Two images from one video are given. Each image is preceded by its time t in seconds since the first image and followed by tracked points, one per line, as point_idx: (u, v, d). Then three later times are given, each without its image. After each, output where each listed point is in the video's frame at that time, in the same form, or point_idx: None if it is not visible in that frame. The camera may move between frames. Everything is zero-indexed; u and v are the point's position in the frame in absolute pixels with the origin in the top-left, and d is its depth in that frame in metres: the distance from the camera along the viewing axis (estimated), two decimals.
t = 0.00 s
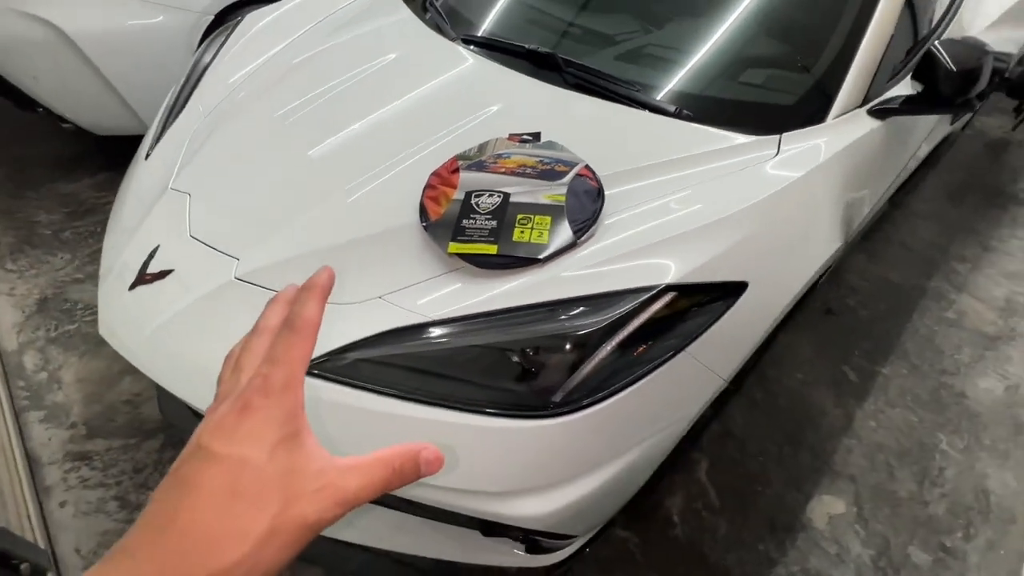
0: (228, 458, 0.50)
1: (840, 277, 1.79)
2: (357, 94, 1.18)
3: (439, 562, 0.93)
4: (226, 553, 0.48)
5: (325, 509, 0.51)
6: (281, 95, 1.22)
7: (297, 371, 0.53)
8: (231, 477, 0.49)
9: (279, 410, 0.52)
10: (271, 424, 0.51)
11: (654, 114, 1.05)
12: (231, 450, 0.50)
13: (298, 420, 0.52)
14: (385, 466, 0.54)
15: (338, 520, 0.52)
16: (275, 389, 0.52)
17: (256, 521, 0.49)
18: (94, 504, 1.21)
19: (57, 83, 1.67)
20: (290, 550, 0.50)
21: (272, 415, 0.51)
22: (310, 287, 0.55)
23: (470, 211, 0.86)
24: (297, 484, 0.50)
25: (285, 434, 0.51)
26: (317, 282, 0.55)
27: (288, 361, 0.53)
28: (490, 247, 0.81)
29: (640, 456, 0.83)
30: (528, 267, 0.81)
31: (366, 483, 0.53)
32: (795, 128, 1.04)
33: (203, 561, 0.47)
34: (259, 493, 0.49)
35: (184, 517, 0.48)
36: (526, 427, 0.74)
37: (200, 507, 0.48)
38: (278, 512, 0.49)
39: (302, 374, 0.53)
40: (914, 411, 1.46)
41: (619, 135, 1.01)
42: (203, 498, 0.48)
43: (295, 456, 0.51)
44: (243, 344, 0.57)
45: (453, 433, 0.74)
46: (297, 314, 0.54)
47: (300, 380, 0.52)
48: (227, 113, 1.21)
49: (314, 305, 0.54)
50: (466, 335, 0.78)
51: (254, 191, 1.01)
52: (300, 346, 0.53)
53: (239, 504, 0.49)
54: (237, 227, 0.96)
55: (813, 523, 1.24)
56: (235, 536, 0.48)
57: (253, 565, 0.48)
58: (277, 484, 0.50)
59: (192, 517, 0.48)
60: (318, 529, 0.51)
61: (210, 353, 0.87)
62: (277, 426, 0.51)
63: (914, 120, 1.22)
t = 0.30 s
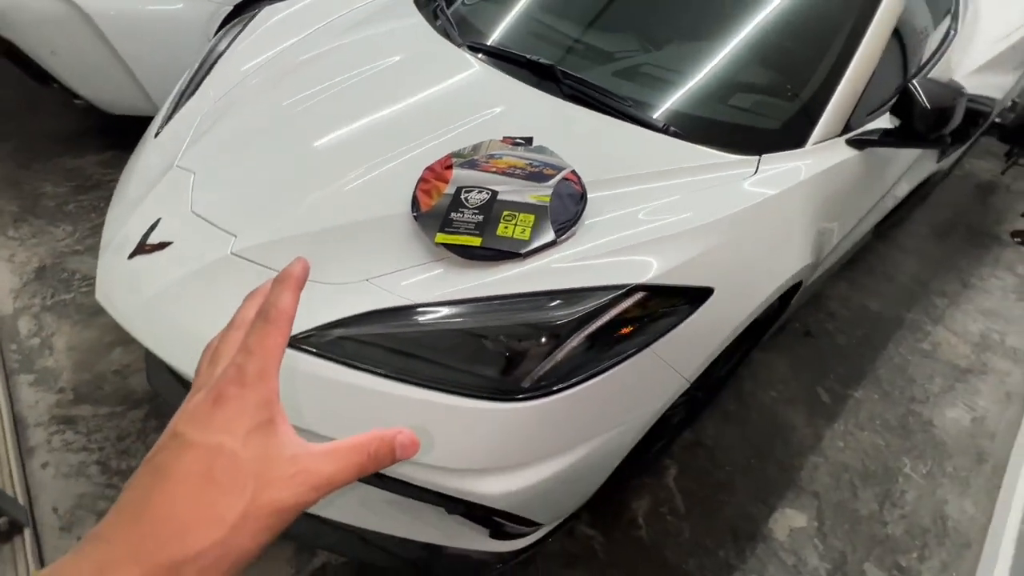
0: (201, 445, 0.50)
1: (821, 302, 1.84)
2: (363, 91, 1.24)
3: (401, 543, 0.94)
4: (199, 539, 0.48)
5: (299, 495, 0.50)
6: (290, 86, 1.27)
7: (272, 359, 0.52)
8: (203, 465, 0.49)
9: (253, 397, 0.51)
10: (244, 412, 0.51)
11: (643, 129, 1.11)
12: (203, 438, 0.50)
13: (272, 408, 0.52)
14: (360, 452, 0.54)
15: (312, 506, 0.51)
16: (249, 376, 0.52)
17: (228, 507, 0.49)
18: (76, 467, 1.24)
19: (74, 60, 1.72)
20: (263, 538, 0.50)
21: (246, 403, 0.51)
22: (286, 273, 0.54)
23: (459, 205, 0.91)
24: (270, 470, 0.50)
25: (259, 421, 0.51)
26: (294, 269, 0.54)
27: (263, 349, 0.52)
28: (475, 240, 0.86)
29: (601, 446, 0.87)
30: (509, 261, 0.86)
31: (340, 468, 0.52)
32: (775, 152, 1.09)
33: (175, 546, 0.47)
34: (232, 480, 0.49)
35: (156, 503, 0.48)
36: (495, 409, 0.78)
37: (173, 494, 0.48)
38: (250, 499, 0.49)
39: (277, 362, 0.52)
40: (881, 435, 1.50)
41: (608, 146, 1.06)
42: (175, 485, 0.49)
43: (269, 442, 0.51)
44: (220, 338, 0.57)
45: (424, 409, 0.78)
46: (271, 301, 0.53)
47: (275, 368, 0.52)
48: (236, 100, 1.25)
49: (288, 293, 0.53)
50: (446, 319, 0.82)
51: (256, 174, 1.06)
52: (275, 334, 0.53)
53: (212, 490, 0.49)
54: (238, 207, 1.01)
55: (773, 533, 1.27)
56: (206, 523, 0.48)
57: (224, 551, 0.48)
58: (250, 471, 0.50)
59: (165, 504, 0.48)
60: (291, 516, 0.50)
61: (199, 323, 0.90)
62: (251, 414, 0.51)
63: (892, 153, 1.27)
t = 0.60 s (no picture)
0: (157, 426, 0.45)
1: (807, 319, 1.87)
2: (367, 85, 1.28)
3: (371, 522, 0.95)
4: (161, 528, 0.43)
5: (271, 473, 0.46)
6: (297, 77, 1.31)
7: (235, 329, 0.47)
8: (160, 448, 0.44)
9: (212, 371, 0.46)
10: (203, 388, 0.45)
11: (634, 136, 1.15)
12: (158, 418, 0.45)
13: (236, 382, 0.46)
14: (333, 420, 0.50)
15: (285, 484, 0.47)
16: (209, 348, 0.47)
17: (191, 493, 0.44)
18: (62, 434, 1.26)
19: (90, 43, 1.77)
20: (233, 523, 0.45)
21: (205, 377, 0.46)
22: (246, 233, 0.50)
23: (450, 196, 0.94)
24: (236, 449, 0.46)
25: (221, 397, 0.46)
26: (258, 229, 0.51)
27: (224, 316, 0.47)
28: (463, 229, 0.90)
29: (573, 433, 0.90)
30: (495, 250, 0.89)
31: (313, 440, 0.49)
32: (760, 164, 1.13)
33: (135, 536, 0.43)
34: (193, 463, 0.44)
35: (109, 492, 0.43)
36: (474, 389, 0.81)
37: (127, 481, 0.44)
38: (214, 482, 0.44)
39: (242, 331, 0.47)
40: (857, 450, 1.52)
41: (599, 149, 1.10)
42: (129, 470, 0.44)
43: (234, 419, 0.46)
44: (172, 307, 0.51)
45: (404, 387, 0.80)
46: (231, 263, 0.49)
47: (239, 339, 0.47)
48: (243, 88, 1.29)
49: (253, 257, 0.49)
50: (431, 303, 0.85)
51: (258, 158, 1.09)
52: (238, 300, 0.48)
53: (171, 474, 0.44)
54: (238, 187, 1.04)
55: (744, 539, 1.30)
56: (167, 511, 0.43)
57: (194, 538, 0.44)
58: (213, 452, 0.45)
59: (117, 491, 0.43)
60: (262, 496, 0.46)
61: (193, 296, 0.93)
62: (211, 389, 0.45)
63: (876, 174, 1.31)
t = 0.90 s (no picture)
0: (144, 457, 0.40)
1: (796, 336, 1.89)
2: (367, 95, 1.31)
3: (354, 522, 0.95)
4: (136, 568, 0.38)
5: (258, 502, 0.41)
6: (298, 85, 1.34)
7: (240, 356, 0.43)
8: (143, 478, 0.39)
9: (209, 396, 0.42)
10: (198, 413, 0.41)
11: (625, 150, 1.17)
12: (146, 446, 0.40)
13: (232, 406, 0.42)
14: (319, 440, 0.46)
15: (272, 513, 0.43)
16: (211, 374, 0.43)
17: (172, 527, 0.39)
18: (50, 428, 1.27)
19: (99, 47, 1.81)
20: (216, 559, 0.40)
21: (201, 403, 0.41)
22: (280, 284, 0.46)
23: (441, 202, 0.96)
24: (226, 476, 0.41)
25: (215, 423, 0.41)
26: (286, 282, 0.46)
27: (231, 347, 0.44)
28: (453, 235, 0.91)
29: (553, 437, 0.91)
30: (483, 257, 0.91)
31: (300, 462, 0.44)
32: (747, 181, 1.15)
33: None
34: (178, 493, 0.39)
35: (86, 528, 0.38)
36: (457, 391, 0.81)
37: (104, 514, 0.38)
38: (199, 513, 0.39)
39: (252, 361, 0.43)
40: (843, 467, 1.53)
41: (590, 162, 1.12)
42: (109, 503, 0.39)
43: (226, 445, 0.41)
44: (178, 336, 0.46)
45: (388, 387, 0.81)
46: (256, 310, 0.45)
47: (244, 367, 0.43)
48: (245, 93, 1.32)
49: (277, 301, 0.45)
50: (418, 305, 0.86)
51: (256, 161, 1.12)
52: (250, 333, 0.44)
53: (154, 505, 0.39)
54: (235, 188, 1.06)
55: (727, 552, 1.30)
56: (144, 547, 0.38)
57: None
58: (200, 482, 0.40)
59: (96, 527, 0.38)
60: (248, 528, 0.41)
61: (182, 291, 0.94)
62: (206, 415, 0.41)
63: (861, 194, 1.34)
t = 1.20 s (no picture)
0: (167, 449, 0.38)
1: (785, 355, 1.91)
2: (361, 116, 1.33)
3: (341, 540, 0.96)
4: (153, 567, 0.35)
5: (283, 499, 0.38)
6: (294, 107, 1.37)
7: (268, 346, 0.41)
8: (165, 472, 0.37)
9: (236, 386, 0.39)
10: (223, 403, 0.39)
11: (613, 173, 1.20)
12: (169, 440, 0.38)
13: (258, 397, 0.40)
14: (349, 438, 0.43)
15: (297, 515, 0.39)
16: (241, 365, 0.41)
17: (191, 524, 0.36)
18: (38, 445, 1.27)
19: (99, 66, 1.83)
20: (238, 560, 0.37)
21: (226, 393, 0.39)
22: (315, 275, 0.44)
23: (431, 222, 0.98)
24: (249, 470, 0.38)
25: (241, 414, 0.39)
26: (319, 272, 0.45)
27: (261, 338, 0.42)
28: (441, 255, 0.93)
29: (536, 456, 0.92)
30: (470, 276, 0.93)
31: (329, 460, 0.41)
32: (731, 203, 1.18)
33: None
34: (198, 488, 0.37)
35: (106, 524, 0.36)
36: (445, 410, 0.82)
37: (124, 510, 0.36)
38: (220, 509, 0.37)
39: (280, 351, 0.41)
40: (831, 485, 1.54)
41: (578, 184, 1.15)
42: (129, 498, 0.37)
43: (250, 438, 0.39)
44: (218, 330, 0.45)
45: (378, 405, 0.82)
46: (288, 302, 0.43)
47: (273, 357, 0.41)
48: (241, 114, 1.35)
49: (310, 292, 0.43)
50: (405, 324, 0.87)
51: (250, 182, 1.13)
52: (282, 323, 0.42)
53: (173, 501, 0.37)
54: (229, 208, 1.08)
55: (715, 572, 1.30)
56: (162, 544, 0.36)
57: None
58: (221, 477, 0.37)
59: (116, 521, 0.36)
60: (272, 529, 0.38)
61: (174, 309, 0.95)
62: (230, 405, 0.39)
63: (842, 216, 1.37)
